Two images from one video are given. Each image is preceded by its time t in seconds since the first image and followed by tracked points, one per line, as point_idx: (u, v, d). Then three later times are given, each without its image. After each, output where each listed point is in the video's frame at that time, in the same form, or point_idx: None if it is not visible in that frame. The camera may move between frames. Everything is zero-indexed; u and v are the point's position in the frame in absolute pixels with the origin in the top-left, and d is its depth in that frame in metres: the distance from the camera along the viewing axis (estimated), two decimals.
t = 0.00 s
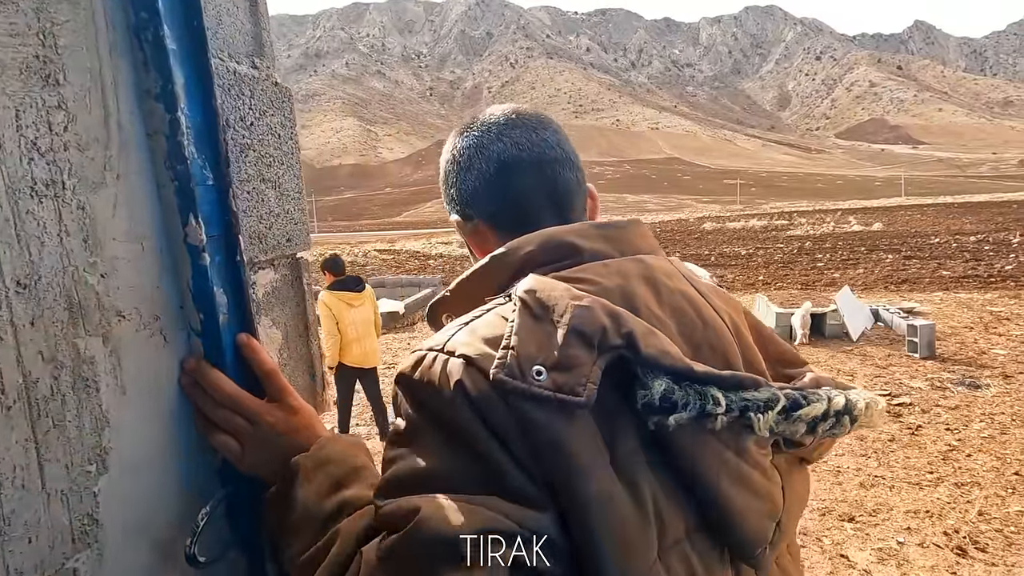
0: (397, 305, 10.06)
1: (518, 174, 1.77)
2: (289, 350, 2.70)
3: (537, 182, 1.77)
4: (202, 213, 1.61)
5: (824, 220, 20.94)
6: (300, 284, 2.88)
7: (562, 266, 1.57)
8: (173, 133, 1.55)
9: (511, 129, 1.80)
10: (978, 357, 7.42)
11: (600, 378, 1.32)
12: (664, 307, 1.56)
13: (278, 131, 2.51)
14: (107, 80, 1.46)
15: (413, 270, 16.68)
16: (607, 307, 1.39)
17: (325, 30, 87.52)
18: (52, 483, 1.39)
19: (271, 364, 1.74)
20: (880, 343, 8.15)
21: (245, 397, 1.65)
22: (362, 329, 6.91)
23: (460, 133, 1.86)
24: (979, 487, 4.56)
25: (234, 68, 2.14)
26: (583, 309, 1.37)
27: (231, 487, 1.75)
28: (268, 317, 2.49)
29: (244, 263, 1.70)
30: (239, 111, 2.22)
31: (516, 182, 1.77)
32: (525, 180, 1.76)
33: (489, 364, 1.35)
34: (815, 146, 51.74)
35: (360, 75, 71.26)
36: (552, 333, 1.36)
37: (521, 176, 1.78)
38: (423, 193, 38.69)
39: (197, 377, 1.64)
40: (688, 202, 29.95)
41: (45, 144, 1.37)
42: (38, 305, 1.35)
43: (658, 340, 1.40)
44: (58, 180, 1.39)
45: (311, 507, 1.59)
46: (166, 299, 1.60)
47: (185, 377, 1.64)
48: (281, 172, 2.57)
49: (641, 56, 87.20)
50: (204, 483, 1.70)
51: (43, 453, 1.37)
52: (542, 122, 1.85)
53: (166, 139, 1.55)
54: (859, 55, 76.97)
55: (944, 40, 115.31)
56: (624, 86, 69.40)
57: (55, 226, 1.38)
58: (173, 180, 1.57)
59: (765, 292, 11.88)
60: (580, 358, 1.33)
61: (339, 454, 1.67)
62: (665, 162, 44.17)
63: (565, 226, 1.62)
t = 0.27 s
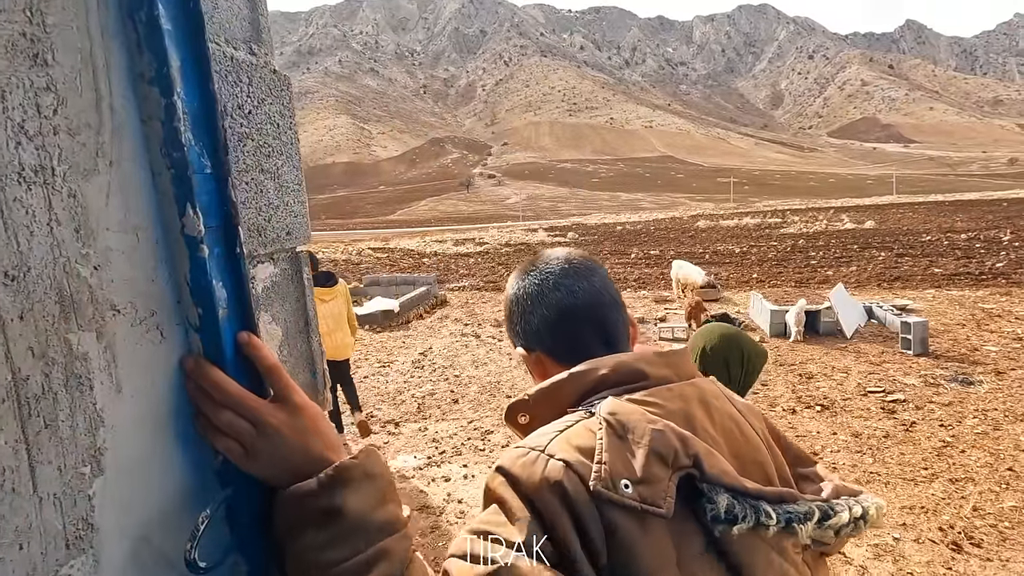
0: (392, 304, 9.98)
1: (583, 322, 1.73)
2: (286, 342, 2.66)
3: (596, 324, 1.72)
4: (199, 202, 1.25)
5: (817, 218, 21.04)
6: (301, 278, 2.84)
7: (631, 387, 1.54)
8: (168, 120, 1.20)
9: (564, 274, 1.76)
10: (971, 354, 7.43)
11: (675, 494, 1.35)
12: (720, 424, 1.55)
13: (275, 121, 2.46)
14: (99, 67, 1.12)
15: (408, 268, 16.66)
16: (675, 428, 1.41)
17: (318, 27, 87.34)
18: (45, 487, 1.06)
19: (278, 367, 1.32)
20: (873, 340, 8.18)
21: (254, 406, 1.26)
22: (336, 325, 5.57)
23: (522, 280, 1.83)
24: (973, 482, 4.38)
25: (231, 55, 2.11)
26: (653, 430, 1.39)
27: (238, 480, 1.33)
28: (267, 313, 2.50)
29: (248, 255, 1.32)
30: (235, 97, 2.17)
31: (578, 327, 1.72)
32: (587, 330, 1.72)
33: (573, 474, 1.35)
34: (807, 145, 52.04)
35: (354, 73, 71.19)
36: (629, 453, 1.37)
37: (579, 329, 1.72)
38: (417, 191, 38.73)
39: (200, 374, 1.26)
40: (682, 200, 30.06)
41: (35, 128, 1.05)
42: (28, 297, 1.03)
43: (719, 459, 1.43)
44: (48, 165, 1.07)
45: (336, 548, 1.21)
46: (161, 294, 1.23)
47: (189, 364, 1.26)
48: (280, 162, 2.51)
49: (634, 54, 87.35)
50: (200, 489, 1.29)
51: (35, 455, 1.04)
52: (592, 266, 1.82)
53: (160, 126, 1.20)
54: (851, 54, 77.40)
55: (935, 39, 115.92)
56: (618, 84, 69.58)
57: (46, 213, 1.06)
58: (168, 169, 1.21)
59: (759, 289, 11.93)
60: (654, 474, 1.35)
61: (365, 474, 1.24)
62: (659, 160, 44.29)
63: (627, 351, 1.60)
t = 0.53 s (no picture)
0: (388, 301, 9.97)
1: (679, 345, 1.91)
2: (291, 331, 2.59)
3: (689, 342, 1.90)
4: (203, 164, 1.32)
5: (811, 216, 21.06)
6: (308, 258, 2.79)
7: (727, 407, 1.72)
8: (169, 73, 1.26)
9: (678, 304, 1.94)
10: (965, 349, 7.46)
11: (752, 500, 1.54)
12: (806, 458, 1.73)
13: (280, 92, 2.44)
14: (92, 13, 1.16)
15: (402, 265, 16.58)
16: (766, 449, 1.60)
17: (311, 24, 86.85)
18: (33, 470, 1.06)
19: (287, 343, 1.35)
20: (868, 336, 8.20)
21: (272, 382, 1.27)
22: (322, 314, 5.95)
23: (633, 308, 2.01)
24: (971, 476, 4.38)
25: (236, 17, 2.04)
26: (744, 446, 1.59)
27: (244, 475, 1.43)
28: (273, 292, 2.40)
29: (252, 225, 1.43)
30: (239, 61, 2.11)
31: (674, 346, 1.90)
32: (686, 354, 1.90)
33: (667, 456, 1.54)
34: (800, 143, 52.15)
35: (347, 70, 70.91)
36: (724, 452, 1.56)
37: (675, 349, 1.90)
38: (411, 189, 38.61)
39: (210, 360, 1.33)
40: (676, 198, 30.03)
41: (23, 76, 1.06)
42: (14, 261, 1.04)
43: (801, 486, 1.61)
44: (35, 118, 1.09)
45: (390, 505, 1.27)
46: (160, 264, 1.29)
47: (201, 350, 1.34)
48: (284, 135, 2.49)
49: (629, 52, 87.27)
50: (204, 470, 1.37)
51: (18, 438, 1.04)
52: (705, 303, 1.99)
53: (160, 80, 1.26)
54: (845, 52, 77.55)
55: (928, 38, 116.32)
56: (612, 82, 69.57)
57: (35, 171, 1.08)
58: (168, 128, 1.27)
59: (754, 287, 11.95)
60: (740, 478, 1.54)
61: (403, 431, 1.29)
62: (653, 158, 44.28)
63: (738, 377, 1.77)
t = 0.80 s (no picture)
0: (382, 298, 9.95)
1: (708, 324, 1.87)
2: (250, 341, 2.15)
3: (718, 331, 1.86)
4: (117, 137, 1.23)
5: (805, 213, 21.08)
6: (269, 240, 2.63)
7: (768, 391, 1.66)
8: (74, 25, 1.15)
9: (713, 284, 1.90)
10: (962, 347, 7.43)
11: (793, 484, 1.47)
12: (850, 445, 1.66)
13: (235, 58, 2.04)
14: None
15: (396, 262, 16.51)
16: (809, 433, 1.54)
17: (305, 20, 86.50)
18: None
19: (234, 353, 1.23)
20: (864, 334, 8.17)
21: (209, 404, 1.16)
22: (299, 307, 6.33)
23: (666, 279, 1.97)
24: (970, 476, 4.34)
25: None
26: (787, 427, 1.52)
27: (176, 515, 1.41)
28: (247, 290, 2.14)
29: (178, 212, 1.40)
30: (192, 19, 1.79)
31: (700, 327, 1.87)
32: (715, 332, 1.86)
33: (705, 434, 1.48)
34: (794, 141, 52.28)
35: (342, 67, 70.71)
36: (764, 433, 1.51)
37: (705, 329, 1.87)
38: (406, 186, 38.55)
39: (141, 397, 1.23)
40: (671, 196, 30.03)
41: None
42: None
43: (849, 476, 1.53)
44: None
45: (376, 517, 1.18)
46: (71, 259, 1.19)
47: (123, 386, 1.25)
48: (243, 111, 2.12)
49: (623, 49, 87.27)
50: (133, 503, 1.30)
51: None
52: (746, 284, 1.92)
53: (63, 33, 1.15)
54: (839, 51, 77.79)
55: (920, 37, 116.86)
56: (607, 79, 69.59)
57: None
58: (74, 92, 1.18)
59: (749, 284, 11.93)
60: (779, 458, 1.48)
61: (379, 433, 1.19)
62: (647, 156, 44.30)
63: (782, 355, 1.70)
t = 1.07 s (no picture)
0: (376, 296, 9.80)
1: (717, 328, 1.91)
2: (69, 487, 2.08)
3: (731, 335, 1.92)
4: None
5: (803, 211, 20.98)
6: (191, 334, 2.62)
7: (780, 424, 1.75)
8: None
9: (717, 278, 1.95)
10: (963, 346, 7.33)
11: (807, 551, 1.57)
12: (856, 476, 1.78)
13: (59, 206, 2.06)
14: None
15: (392, 260, 16.35)
16: (830, 483, 1.66)
17: (302, 17, 86.22)
18: None
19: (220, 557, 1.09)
20: (865, 333, 8.06)
21: None
22: (280, 301, 6.40)
23: (652, 270, 1.99)
24: (975, 480, 4.23)
25: None
26: (811, 482, 1.63)
27: None
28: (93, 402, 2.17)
29: None
30: None
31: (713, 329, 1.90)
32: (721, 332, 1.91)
33: (718, 517, 1.54)
34: (791, 139, 52.13)
35: (338, 64, 70.37)
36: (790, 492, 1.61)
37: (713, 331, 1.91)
38: (402, 183, 38.33)
39: None
40: (668, 193, 29.94)
41: None
42: None
43: (866, 523, 1.66)
44: None
45: None
46: None
47: None
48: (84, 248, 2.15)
49: (621, 46, 87.11)
50: None
51: None
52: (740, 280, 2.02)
53: None
54: (836, 48, 77.74)
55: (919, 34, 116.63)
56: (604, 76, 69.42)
57: None
58: None
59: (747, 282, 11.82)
60: (809, 526, 1.59)
61: None
62: (644, 154, 44.20)
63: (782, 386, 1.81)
